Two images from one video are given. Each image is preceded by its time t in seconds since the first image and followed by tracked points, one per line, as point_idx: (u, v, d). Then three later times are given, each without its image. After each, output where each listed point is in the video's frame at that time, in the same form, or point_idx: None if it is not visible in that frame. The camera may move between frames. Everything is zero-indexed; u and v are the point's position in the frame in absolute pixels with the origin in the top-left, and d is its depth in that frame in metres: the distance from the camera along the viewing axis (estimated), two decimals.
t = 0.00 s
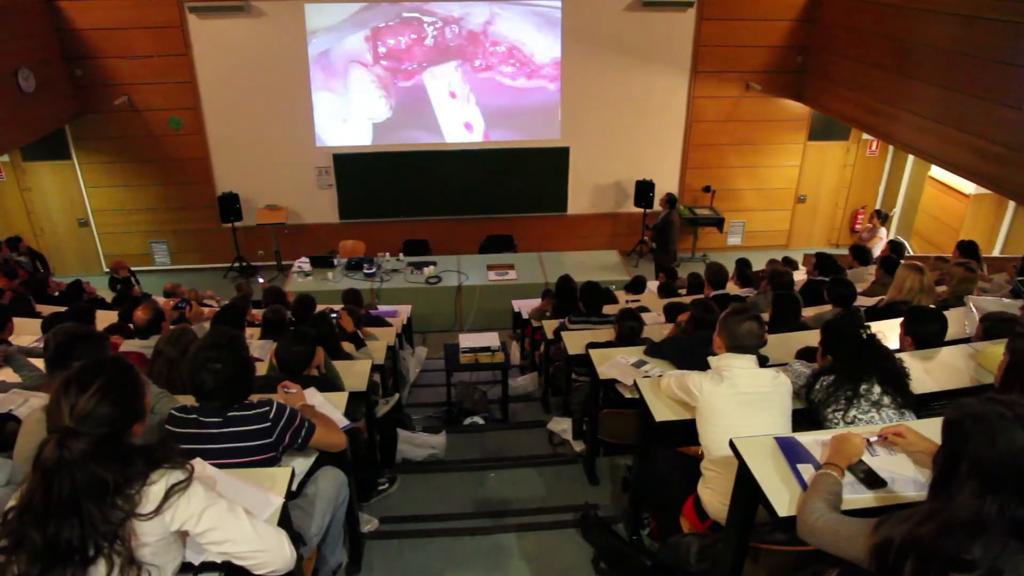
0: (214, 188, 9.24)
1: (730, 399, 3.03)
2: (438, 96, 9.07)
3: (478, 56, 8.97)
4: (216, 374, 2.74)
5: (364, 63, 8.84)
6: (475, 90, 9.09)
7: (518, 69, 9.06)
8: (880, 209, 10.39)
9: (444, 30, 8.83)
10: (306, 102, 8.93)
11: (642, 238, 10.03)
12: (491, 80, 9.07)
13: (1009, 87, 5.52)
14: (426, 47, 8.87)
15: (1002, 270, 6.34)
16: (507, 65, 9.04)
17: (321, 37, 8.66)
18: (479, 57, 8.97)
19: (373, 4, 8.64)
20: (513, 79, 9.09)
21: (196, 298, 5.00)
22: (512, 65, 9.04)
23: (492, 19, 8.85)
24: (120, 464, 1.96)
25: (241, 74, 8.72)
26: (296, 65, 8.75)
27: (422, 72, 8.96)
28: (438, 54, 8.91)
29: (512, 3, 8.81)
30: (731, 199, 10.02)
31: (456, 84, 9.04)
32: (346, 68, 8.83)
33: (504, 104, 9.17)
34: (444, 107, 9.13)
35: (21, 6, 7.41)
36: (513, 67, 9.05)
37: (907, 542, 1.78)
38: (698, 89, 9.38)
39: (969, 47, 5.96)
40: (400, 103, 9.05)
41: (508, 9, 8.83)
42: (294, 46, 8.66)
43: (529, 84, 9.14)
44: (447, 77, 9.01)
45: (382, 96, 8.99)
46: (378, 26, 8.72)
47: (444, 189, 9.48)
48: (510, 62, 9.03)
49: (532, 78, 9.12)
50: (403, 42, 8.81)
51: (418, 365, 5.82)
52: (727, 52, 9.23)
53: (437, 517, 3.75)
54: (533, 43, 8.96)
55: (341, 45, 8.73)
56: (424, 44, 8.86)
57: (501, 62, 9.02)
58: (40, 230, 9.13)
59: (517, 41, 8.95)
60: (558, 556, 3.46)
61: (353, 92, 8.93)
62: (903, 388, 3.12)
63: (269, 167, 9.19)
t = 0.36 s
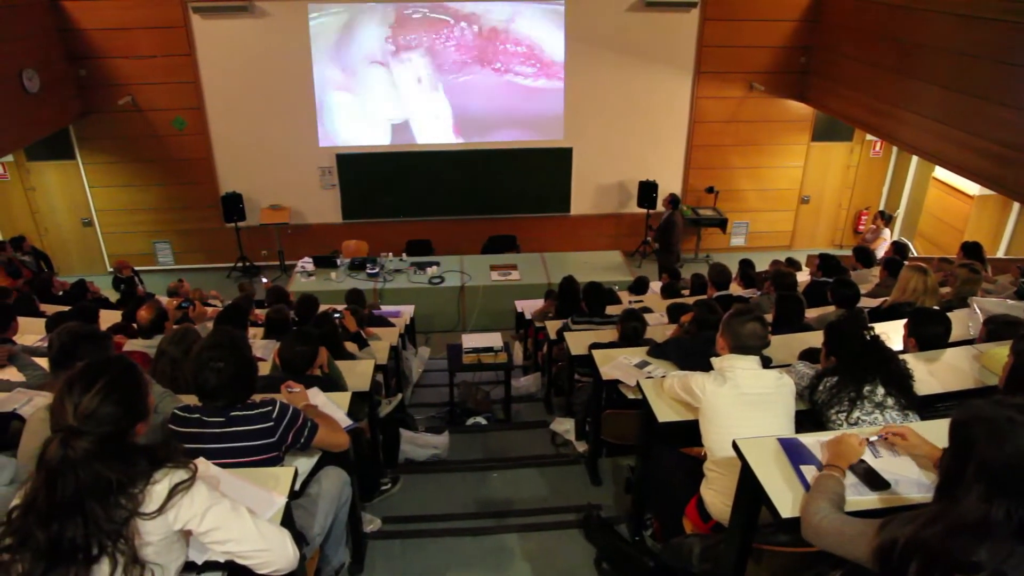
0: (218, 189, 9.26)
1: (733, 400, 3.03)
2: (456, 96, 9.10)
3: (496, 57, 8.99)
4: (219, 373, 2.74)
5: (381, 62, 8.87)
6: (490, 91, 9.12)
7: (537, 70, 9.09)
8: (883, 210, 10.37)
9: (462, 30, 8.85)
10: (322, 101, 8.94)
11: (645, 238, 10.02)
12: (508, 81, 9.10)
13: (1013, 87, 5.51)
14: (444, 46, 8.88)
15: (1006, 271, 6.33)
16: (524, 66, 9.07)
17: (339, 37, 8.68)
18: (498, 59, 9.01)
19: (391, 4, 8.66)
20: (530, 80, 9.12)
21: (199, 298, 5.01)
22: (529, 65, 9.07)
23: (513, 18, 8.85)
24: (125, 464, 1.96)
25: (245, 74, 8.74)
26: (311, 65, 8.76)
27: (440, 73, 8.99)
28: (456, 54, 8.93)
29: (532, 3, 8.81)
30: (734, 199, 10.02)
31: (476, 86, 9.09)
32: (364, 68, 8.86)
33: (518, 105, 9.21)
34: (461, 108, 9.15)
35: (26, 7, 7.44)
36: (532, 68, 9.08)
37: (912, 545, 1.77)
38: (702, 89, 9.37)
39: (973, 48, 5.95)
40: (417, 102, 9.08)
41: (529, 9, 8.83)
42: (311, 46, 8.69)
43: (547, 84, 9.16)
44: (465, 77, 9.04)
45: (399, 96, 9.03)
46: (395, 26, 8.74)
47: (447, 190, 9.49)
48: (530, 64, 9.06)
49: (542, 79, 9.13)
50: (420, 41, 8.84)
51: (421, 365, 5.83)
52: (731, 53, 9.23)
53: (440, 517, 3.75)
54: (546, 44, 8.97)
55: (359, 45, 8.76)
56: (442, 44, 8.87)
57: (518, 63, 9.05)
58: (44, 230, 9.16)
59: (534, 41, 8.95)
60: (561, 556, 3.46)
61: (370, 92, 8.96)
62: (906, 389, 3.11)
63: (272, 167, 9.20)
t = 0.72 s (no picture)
0: (230, 187, 9.31)
1: (743, 402, 3.02)
2: (472, 97, 9.11)
3: (514, 59, 8.97)
4: (230, 370, 2.76)
5: (399, 64, 8.90)
6: (507, 93, 9.11)
7: (553, 70, 9.06)
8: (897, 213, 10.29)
9: (480, 31, 8.85)
10: (339, 102, 8.98)
11: (656, 239, 10.00)
12: (524, 83, 9.08)
13: None
14: (461, 48, 8.90)
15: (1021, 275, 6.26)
16: (541, 67, 9.03)
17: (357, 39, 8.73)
18: (514, 61, 8.98)
19: (408, 6, 8.70)
20: (546, 81, 9.10)
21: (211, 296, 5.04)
22: (546, 66, 9.04)
23: (531, 15, 8.83)
24: (137, 459, 1.98)
25: (258, 74, 8.78)
26: (328, 67, 8.81)
27: (457, 74, 9.00)
28: (473, 56, 8.93)
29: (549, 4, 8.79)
30: (746, 202, 9.98)
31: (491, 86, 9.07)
32: (381, 70, 8.90)
33: (533, 106, 9.20)
34: (476, 110, 9.15)
35: (42, 6, 7.51)
36: (547, 69, 9.05)
37: (924, 552, 1.76)
38: (714, 91, 9.33)
39: (989, 49, 5.90)
40: (434, 104, 9.10)
41: (546, 10, 8.81)
42: (329, 48, 8.74)
43: (562, 85, 9.14)
44: (482, 79, 9.04)
45: (416, 97, 9.06)
46: (413, 29, 8.77)
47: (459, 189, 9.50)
48: (545, 64, 9.02)
49: (555, 80, 9.11)
50: (438, 43, 8.86)
51: (431, 365, 5.84)
52: (744, 54, 9.19)
53: (449, 517, 3.75)
54: (565, 44, 8.95)
55: (376, 47, 8.80)
56: (460, 46, 8.89)
57: (535, 64, 9.01)
58: (59, 227, 9.27)
59: (553, 41, 8.93)
60: (569, 558, 3.46)
61: (387, 94, 9.00)
62: (919, 393, 3.09)
63: (284, 165, 9.24)
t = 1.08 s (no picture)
0: (248, 185, 9.38)
1: (760, 406, 3.00)
2: (488, 96, 9.11)
3: (530, 59, 8.99)
4: (246, 367, 2.77)
5: (420, 63, 8.93)
6: (523, 93, 9.13)
7: (569, 70, 9.06)
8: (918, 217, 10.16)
9: (494, 37, 8.88)
10: (355, 100, 9.01)
11: (671, 241, 9.95)
12: (540, 83, 9.09)
13: None
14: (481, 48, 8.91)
15: None
16: (558, 67, 9.04)
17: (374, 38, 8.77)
18: (540, 60, 9.00)
19: (425, 6, 8.72)
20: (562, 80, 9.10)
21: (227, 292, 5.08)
22: (563, 66, 9.03)
23: (548, 31, 8.89)
24: (154, 452, 1.99)
25: (279, 73, 8.85)
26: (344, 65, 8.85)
27: (473, 74, 9.02)
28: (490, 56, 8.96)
29: (566, 9, 8.80)
30: (764, 204, 9.91)
31: (514, 84, 9.08)
32: (397, 69, 8.93)
33: (549, 106, 9.20)
34: (494, 110, 9.16)
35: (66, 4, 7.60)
36: (564, 69, 9.05)
37: (944, 562, 1.73)
38: (732, 92, 9.27)
39: (1013, 51, 5.82)
40: (450, 103, 9.11)
41: (563, 19, 8.84)
42: (346, 47, 8.78)
43: (584, 84, 9.13)
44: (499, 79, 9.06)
45: (432, 96, 9.08)
46: (430, 28, 8.79)
47: (474, 189, 9.52)
48: (561, 63, 9.02)
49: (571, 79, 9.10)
50: (454, 42, 8.88)
51: (445, 364, 5.85)
52: (763, 56, 9.12)
53: (461, 516, 3.76)
54: (583, 44, 8.94)
55: (393, 45, 8.83)
56: (476, 46, 8.91)
57: (552, 64, 9.02)
58: (79, 222, 9.40)
59: (569, 46, 8.94)
60: (580, 560, 3.45)
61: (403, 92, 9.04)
62: (938, 400, 3.05)
63: (301, 163, 9.29)
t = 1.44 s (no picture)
0: (267, 179, 9.44)
1: (775, 407, 2.99)
2: (521, 88, 9.09)
3: (564, 50, 8.94)
4: (263, 360, 2.79)
5: (438, 58, 8.94)
6: (555, 85, 9.09)
7: (600, 59, 9.00)
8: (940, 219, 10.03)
9: (528, 22, 8.84)
10: (386, 89, 9.02)
11: (688, 240, 9.90)
12: (574, 73, 9.05)
13: None
14: (500, 44, 8.91)
15: None
16: (591, 57, 8.98)
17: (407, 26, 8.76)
18: (566, 50, 8.94)
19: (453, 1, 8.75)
20: (595, 71, 9.04)
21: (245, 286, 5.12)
22: (594, 56, 8.98)
23: (583, 5, 8.76)
24: (172, 443, 2.01)
25: (297, 68, 8.90)
26: (376, 54, 8.85)
27: (494, 69, 9.02)
28: (523, 46, 8.93)
29: None
30: (783, 204, 9.83)
31: (540, 74, 9.05)
32: (429, 58, 8.93)
33: (580, 98, 9.15)
34: (513, 104, 9.16)
35: None
36: (597, 58, 8.99)
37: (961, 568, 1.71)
38: (752, 91, 9.20)
39: None
40: (480, 94, 9.11)
41: None
42: (377, 35, 8.79)
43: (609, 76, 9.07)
44: (531, 69, 9.04)
45: (451, 92, 9.08)
46: (463, 17, 8.78)
47: (491, 185, 9.52)
48: (594, 53, 8.97)
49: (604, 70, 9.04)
50: (487, 30, 8.86)
51: (460, 360, 5.87)
52: (784, 55, 9.05)
53: (475, 512, 3.77)
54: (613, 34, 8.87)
55: (425, 34, 8.83)
56: (509, 35, 8.88)
57: (585, 54, 8.96)
58: (100, 215, 9.50)
59: (602, 29, 8.85)
60: (593, 559, 3.45)
61: (434, 82, 9.04)
62: (958, 404, 3.01)
63: (319, 158, 9.34)
